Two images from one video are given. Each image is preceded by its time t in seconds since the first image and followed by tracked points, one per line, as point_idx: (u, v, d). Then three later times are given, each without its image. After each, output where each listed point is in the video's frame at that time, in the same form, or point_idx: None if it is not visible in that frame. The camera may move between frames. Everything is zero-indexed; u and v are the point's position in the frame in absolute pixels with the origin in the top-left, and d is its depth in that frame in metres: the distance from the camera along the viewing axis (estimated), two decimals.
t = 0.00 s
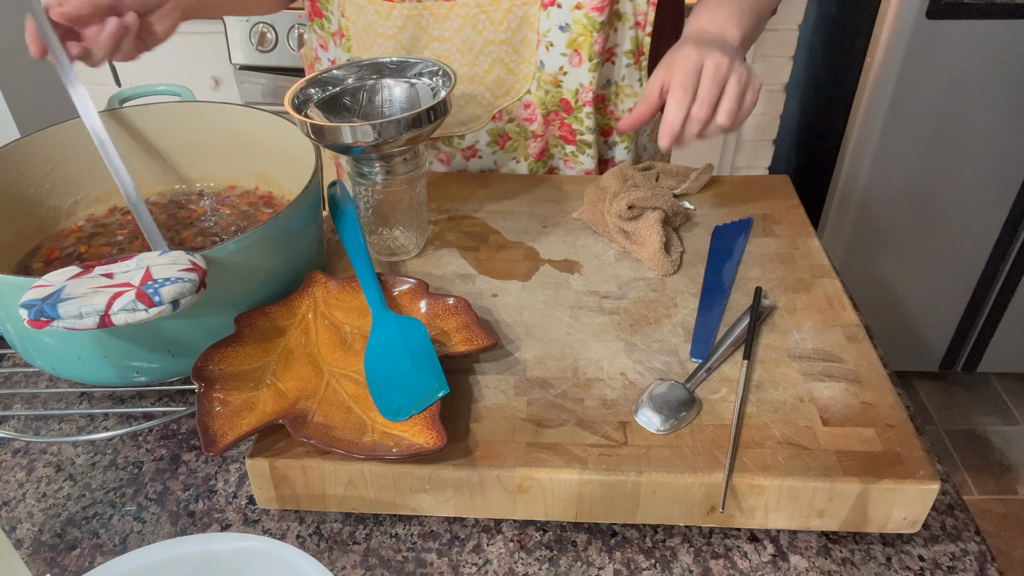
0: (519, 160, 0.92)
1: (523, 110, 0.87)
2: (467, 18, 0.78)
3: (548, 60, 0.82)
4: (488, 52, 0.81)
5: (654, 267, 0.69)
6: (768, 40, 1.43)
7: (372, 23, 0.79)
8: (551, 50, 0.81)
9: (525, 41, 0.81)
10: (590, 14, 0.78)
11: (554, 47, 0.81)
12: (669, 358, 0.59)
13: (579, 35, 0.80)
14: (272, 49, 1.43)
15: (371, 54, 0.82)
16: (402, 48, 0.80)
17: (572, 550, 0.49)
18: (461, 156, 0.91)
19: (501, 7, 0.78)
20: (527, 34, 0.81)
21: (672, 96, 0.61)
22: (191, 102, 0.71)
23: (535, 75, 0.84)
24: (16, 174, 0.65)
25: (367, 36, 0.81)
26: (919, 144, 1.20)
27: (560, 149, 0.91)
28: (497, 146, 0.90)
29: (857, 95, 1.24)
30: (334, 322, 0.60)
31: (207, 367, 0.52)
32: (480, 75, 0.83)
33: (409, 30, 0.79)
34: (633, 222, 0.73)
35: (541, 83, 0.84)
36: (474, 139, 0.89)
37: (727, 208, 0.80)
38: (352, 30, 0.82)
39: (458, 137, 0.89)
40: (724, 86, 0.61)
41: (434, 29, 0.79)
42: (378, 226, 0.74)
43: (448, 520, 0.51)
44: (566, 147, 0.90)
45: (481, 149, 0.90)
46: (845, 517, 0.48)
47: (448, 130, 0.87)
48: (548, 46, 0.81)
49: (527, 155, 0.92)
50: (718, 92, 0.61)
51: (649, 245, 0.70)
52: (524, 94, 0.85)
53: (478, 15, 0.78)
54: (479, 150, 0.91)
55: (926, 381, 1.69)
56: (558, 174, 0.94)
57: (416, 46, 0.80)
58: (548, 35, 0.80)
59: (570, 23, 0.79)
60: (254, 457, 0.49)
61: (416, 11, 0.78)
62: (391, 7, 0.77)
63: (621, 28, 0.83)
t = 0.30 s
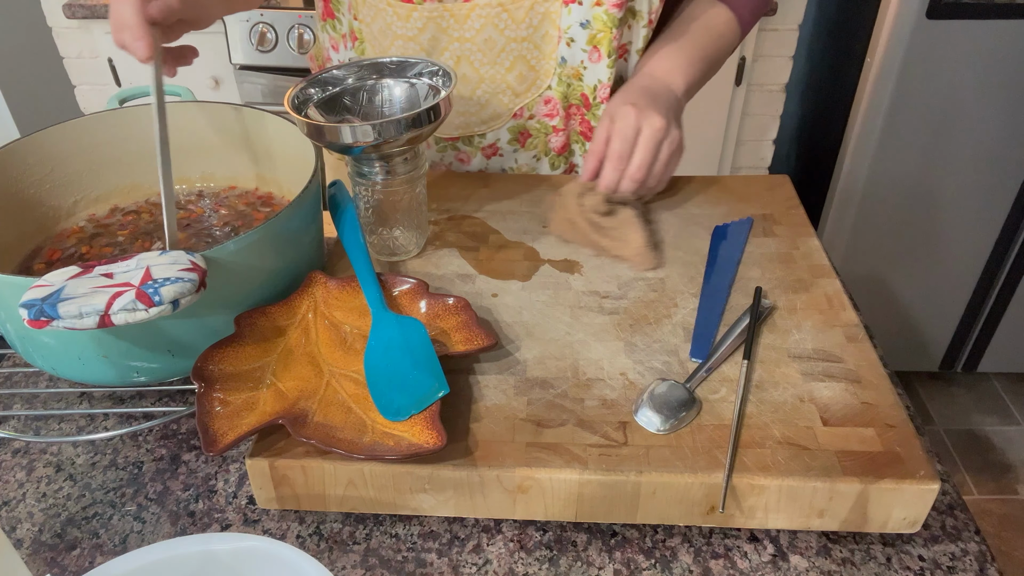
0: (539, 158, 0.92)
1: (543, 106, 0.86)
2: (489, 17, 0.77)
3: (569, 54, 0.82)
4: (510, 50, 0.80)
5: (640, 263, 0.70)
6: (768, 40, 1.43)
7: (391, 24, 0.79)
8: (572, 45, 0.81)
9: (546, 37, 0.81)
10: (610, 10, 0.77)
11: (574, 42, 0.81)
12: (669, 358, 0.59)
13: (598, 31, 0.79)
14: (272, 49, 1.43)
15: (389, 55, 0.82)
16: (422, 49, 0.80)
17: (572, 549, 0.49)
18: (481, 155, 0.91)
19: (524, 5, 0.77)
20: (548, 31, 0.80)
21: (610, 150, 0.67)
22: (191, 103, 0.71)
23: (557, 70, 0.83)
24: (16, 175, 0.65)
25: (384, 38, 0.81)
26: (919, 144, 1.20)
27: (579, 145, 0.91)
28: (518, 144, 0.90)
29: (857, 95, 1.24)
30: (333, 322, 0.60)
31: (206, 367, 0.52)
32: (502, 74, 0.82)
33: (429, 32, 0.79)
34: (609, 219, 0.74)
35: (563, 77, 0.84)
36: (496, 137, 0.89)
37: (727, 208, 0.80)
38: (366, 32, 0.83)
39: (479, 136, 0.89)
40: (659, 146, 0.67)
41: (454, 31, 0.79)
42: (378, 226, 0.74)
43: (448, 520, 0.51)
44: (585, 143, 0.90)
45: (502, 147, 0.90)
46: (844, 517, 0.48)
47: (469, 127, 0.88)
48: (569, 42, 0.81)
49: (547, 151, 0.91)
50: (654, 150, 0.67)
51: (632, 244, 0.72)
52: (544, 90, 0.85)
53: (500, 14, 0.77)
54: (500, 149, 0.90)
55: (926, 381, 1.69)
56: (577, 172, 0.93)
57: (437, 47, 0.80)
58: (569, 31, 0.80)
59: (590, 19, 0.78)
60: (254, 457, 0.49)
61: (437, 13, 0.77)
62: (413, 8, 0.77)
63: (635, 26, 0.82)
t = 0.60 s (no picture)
0: (545, 155, 0.91)
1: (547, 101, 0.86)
2: (494, 16, 0.77)
3: (569, 51, 0.81)
4: (515, 47, 0.80)
5: (604, 273, 0.68)
6: (768, 40, 1.43)
7: (396, 19, 0.79)
8: (570, 42, 0.80)
9: (547, 31, 0.80)
10: (605, 9, 0.77)
11: (572, 41, 0.80)
12: (669, 358, 0.59)
13: (594, 31, 0.78)
14: (272, 49, 1.43)
15: (393, 50, 0.82)
16: (427, 45, 0.81)
17: (572, 549, 0.49)
18: (487, 154, 0.91)
19: None
20: (550, 25, 0.80)
21: (570, 89, 0.61)
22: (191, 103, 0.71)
23: (558, 65, 0.83)
24: (16, 175, 0.65)
25: (390, 32, 0.81)
26: (919, 144, 1.20)
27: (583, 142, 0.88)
28: (524, 141, 0.90)
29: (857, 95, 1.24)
30: (333, 322, 0.60)
31: (206, 367, 0.52)
32: (506, 69, 0.82)
33: (435, 28, 0.79)
34: (580, 227, 0.73)
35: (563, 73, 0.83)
36: (501, 135, 0.89)
37: (727, 208, 0.80)
38: (368, 28, 0.82)
39: (485, 135, 0.89)
40: (619, 110, 0.63)
41: (459, 28, 0.79)
42: (378, 226, 0.74)
43: (448, 520, 0.51)
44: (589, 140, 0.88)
45: (508, 146, 0.90)
46: (844, 517, 0.48)
47: (474, 126, 0.87)
48: (568, 39, 0.80)
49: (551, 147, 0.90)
50: (614, 112, 0.62)
51: (597, 250, 0.70)
52: (548, 86, 0.84)
53: (504, 12, 0.78)
54: (506, 147, 0.90)
55: (926, 381, 1.69)
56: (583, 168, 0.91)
57: (442, 44, 0.80)
58: (567, 27, 0.79)
59: (586, 19, 0.78)
60: (254, 457, 0.49)
61: (442, 10, 0.77)
62: (417, 4, 0.77)
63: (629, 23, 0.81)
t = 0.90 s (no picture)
0: (528, 151, 0.92)
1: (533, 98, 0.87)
2: (476, 9, 0.78)
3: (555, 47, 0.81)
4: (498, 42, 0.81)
5: (602, 273, 0.68)
6: (768, 39, 1.43)
7: (381, 10, 0.79)
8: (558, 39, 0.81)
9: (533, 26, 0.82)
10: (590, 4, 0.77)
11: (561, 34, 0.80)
12: (669, 358, 0.59)
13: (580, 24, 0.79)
14: (272, 49, 1.43)
15: (378, 40, 0.81)
16: (410, 37, 0.80)
17: (572, 549, 0.49)
18: (470, 148, 0.90)
19: None
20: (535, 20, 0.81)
21: (504, 61, 0.61)
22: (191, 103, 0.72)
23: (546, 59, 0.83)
24: (16, 176, 0.65)
25: (375, 22, 0.80)
26: (919, 144, 1.20)
27: (566, 140, 0.89)
28: (507, 137, 0.90)
29: (857, 95, 1.24)
30: (333, 322, 0.60)
31: (206, 367, 0.52)
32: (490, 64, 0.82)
33: (418, 19, 0.79)
34: (580, 227, 0.73)
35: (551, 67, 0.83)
36: (484, 129, 0.89)
37: (727, 208, 0.80)
38: (357, 17, 0.81)
39: (468, 128, 0.89)
40: (551, 90, 0.64)
41: (442, 20, 0.79)
42: (378, 226, 0.74)
43: (448, 520, 0.51)
44: (572, 138, 0.88)
45: (490, 141, 0.90)
46: (845, 517, 0.48)
47: (457, 120, 0.87)
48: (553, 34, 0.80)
49: (534, 143, 0.91)
50: (542, 93, 0.64)
51: (596, 251, 0.70)
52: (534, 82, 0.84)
53: (486, 6, 0.78)
54: (488, 141, 0.90)
55: (926, 381, 1.69)
56: (565, 167, 0.92)
57: (425, 36, 0.80)
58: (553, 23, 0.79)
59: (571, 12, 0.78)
60: (254, 457, 0.49)
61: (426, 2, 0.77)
62: None
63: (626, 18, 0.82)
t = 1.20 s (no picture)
0: (526, 149, 0.92)
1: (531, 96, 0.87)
2: (477, 5, 0.78)
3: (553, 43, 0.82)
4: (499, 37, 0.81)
5: (602, 273, 0.68)
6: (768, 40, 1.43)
7: (384, 3, 0.79)
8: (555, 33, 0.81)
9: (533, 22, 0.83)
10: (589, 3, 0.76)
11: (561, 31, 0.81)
12: (669, 358, 0.59)
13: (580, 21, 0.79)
14: (272, 49, 1.43)
15: (380, 34, 0.81)
16: (412, 31, 0.80)
17: (572, 550, 0.49)
18: (468, 144, 0.91)
19: None
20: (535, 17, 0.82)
21: (493, 65, 0.61)
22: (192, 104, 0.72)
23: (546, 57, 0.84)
24: (16, 176, 0.65)
25: (378, 15, 0.80)
26: (919, 144, 1.20)
27: (565, 138, 0.90)
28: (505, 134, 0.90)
29: (857, 95, 1.23)
30: (333, 322, 0.60)
31: (207, 367, 0.52)
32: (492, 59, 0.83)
33: (419, 13, 0.79)
34: (580, 227, 0.73)
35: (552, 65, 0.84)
36: (482, 126, 0.89)
37: (727, 208, 0.80)
38: (360, 10, 0.81)
39: (467, 124, 0.89)
40: (536, 95, 0.65)
41: (443, 15, 0.79)
42: (378, 226, 0.74)
43: (448, 520, 0.51)
44: (570, 137, 0.89)
45: (489, 137, 0.90)
46: (845, 517, 0.48)
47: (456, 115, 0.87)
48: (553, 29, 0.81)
49: (534, 141, 0.91)
50: (527, 98, 0.64)
51: (596, 251, 0.70)
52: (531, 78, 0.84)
53: (487, 3, 0.78)
54: (487, 138, 0.90)
55: (926, 381, 1.69)
56: (564, 166, 0.92)
57: (426, 30, 0.80)
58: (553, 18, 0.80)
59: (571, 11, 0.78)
60: (254, 457, 0.49)
61: None
62: None
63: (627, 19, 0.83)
